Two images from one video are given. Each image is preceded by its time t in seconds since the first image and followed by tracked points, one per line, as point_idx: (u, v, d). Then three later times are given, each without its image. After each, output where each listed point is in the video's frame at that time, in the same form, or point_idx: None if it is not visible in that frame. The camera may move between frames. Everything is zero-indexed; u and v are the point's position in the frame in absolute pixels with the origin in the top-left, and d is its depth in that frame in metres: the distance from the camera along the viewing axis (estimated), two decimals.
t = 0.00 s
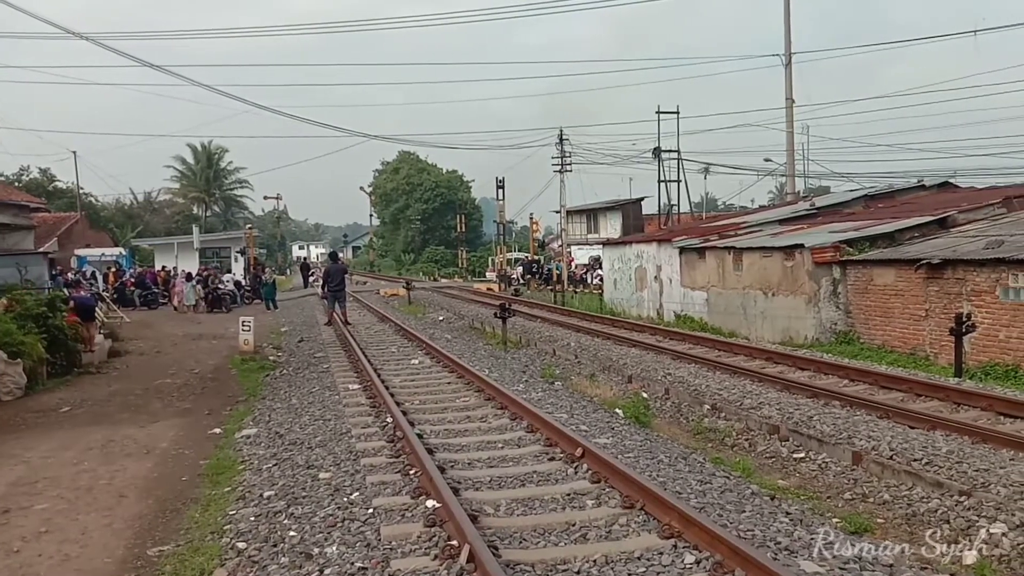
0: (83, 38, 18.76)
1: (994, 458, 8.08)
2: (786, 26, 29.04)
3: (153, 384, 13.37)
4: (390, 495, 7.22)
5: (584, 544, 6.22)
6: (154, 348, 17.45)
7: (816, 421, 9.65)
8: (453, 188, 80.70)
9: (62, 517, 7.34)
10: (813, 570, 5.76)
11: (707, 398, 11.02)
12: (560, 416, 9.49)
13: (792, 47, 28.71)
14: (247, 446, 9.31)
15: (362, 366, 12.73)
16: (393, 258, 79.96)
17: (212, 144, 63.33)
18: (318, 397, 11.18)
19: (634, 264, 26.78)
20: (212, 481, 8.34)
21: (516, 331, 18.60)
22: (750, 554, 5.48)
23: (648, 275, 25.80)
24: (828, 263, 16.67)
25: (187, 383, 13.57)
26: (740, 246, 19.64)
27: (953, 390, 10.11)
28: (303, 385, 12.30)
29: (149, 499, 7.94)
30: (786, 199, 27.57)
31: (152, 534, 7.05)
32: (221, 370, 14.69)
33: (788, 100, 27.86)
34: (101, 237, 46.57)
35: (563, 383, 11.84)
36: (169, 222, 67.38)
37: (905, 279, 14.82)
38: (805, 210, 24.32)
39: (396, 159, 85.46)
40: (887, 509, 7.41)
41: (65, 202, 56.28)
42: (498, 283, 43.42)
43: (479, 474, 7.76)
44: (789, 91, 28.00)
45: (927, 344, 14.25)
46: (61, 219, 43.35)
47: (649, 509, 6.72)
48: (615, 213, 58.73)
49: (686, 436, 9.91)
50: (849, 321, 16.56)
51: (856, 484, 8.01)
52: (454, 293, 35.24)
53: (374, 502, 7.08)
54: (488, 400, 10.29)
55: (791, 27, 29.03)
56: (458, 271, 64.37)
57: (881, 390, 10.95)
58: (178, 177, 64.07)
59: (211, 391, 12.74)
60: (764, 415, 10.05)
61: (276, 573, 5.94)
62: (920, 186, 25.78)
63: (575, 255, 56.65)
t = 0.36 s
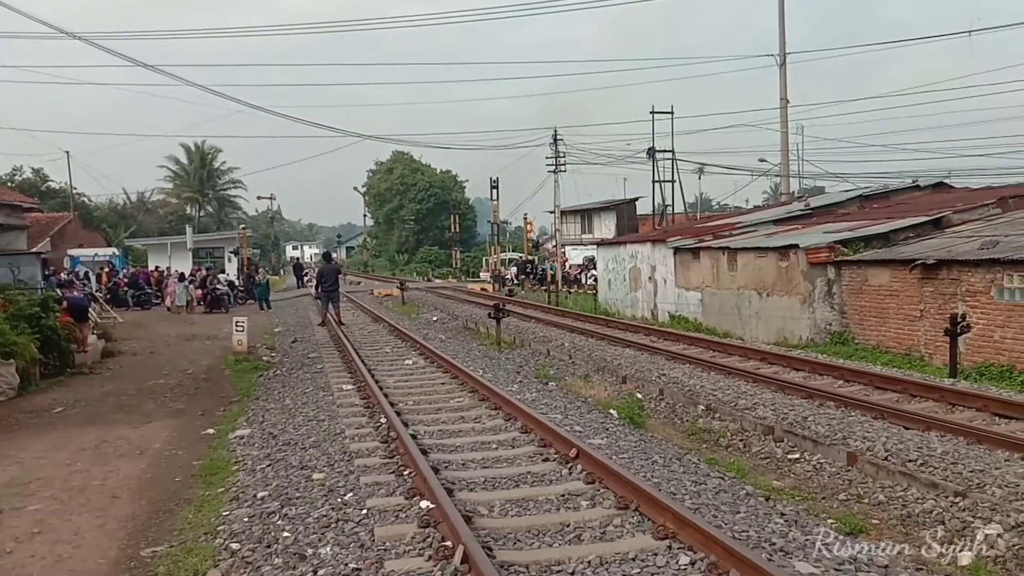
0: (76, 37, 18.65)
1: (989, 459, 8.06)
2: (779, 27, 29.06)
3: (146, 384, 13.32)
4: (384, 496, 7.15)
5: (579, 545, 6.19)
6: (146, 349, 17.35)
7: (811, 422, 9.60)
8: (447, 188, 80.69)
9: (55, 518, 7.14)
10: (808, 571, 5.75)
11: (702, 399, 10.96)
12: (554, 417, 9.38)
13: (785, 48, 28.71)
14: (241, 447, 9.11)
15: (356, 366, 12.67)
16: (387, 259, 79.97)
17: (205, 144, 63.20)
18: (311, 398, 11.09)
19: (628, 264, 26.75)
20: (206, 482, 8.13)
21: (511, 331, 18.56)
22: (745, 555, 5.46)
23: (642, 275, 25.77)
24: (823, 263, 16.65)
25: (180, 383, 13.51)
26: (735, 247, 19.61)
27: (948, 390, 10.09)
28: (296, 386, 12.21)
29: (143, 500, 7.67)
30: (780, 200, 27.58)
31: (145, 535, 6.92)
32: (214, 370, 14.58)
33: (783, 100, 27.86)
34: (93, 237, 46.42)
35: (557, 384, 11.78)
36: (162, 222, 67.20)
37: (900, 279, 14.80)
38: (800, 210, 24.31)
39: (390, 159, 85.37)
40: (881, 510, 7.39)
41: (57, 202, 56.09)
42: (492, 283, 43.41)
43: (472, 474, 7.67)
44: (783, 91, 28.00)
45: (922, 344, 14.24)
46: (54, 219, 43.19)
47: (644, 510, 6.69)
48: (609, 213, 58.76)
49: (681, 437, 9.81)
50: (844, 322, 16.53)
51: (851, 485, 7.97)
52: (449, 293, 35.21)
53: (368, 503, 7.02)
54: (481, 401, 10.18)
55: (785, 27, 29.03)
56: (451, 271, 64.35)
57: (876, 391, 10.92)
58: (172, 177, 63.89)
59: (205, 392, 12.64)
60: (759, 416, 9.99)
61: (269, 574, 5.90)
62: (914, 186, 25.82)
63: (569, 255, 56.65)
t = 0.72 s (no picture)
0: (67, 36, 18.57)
1: (984, 459, 8.04)
2: (772, 27, 29.09)
3: (139, 384, 13.25)
4: (377, 496, 7.10)
5: (573, 545, 6.16)
6: (138, 349, 17.26)
7: (805, 422, 9.57)
8: (440, 188, 80.63)
9: (47, 518, 7.02)
10: (802, 572, 5.73)
11: (696, 399, 10.93)
12: (547, 417, 9.30)
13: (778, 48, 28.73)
14: (233, 447, 9.03)
15: (348, 366, 12.63)
16: (380, 259, 79.97)
17: (198, 144, 63.05)
18: (303, 398, 11.02)
19: (621, 264, 26.73)
20: (198, 482, 8.05)
21: (504, 331, 18.53)
22: (739, 556, 5.45)
23: (635, 275, 25.74)
24: (817, 263, 16.66)
25: (173, 383, 13.44)
26: (728, 247, 19.60)
27: (941, 390, 10.08)
28: (288, 386, 12.12)
29: (136, 501, 7.58)
30: (774, 200, 27.61)
31: (138, 535, 6.83)
32: (207, 370, 14.51)
33: (776, 100, 27.87)
34: (85, 237, 46.23)
35: (550, 384, 11.73)
36: (154, 222, 66.99)
37: (894, 279, 14.81)
38: (793, 210, 24.34)
39: (383, 159, 85.29)
40: (875, 511, 7.37)
41: (49, 202, 55.89)
42: (485, 283, 43.38)
43: (465, 475, 7.59)
44: (777, 91, 28.01)
45: (915, 344, 14.25)
46: (45, 219, 43.01)
47: (638, 511, 6.65)
48: (603, 213, 58.76)
49: (674, 437, 9.73)
50: (837, 322, 16.53)
51: (845, 485, 7.93)
52: (441, 294, 35.18)
53: (361, 504, 6.97)
54: (474, 401, 10.10)
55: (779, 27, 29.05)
56: (444, 271, 64.33)
57: (870, 391, 10.90)
58: (164, 177, 63.70)
59: (197, 392, 12.55)
60: (753, 416, 9.95)
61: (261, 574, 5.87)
62: (907, 186, 25.87)
63: (562, 255, 56.64)
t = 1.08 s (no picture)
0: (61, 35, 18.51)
1: (976, 459, 8.04)
2: (767, 27, 29.11)
3: (133, 385, 13.22)
4: (370, 497, 7.09)
5: (565, 546, 6.16)
6: (132, 349, 17.23)
7: (798, 422, 9.56)
8: (435, 188, 80.57)
9: (39, 519, 7.00)
10: (794, 572, 5.71)
11: (689, 399, 10.92)
12: (541, 418, 9.29)
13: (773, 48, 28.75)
14: (225, 448, 9.01)
15: (342, 366, 12.62)
16: (374, 259, 79.95)
17: (192, 144, 62.99)
18: (296, 399, 10.99)
19: (616, 264, 26.73)
20: (190, 483, 8.03)
21: (498, 331, 18.53)
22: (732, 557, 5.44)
23: (629, 275, 25.74)
24: (811, 263, 16.67)
25: (166, 383, 13.41)
26: (722, 247, 19.60)
27: (935, 390, 10.08)
28: (281, 387, 12.10)
29: (128, 501, 7.57)
30: (768, 200, 27.63)
31: (130, 536, 6.82)
32: (201, 371, 14.48)
33: (771, 100, 27.90)
34: (79, 237, 46.16)
35: (543, 384, 11.72)
36: (149, 222, 66.82)
37: (888, 279, 14.83)
38: (788, 210, 24.34)
39: (379, 159, 85.23)
40: (868, 511, 7.37)
41: (44, 202, 55.75)
42: (480, 283, 43.34)
43: (458, 475, 7.58)
44: (772, 91, 28.03)
45: (909, 344, 14.27)
46: (40, 219, 42.95)
47: (631, 511, 6.64)
48: (597, 213, 58.73)
49: (667, 437, 9.71)
50: (831, 322, 16.53)
51: (838, 485, 7.93)
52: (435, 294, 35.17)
53: (353, 504, 6.96)
54: (468, 401, 10.08)
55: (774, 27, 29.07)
56: (438, 270, 64.29)
57: (863, 391, 10.90)
58: (158, 177, 63.63)
59: (191, 392, 12.51)
60: (746, 416, 9.95)
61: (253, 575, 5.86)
62: (902, 186, 25.90)
63: (556, 255, 56.65)
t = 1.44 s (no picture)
0: (59, 37, 18.56)
1: (971, 458, 8.04)
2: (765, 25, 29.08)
3: (129, 385, 13.25)
4: (362, 498, 7.12)
5: (557, 546, 6.18)
6: (128, 350, 17.27)
7: (793, 421, 9.57)
8: (433, 187, 80.56)
9: (34, 519, 7.05)
10: (786, 572, 5.69)
11: (683, 398, 10.93)
12: (535, 417, 9.31)
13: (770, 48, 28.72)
14: (220, 448, 9.03)
15: (338, 366, 12.66)
16: (372, 258, 80.02)
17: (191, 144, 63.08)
18: (292, 399, 11.01)
19: (613, 263, 26.73)
20: (184, 483, 8.06)
21: (494, 331, 18.56)
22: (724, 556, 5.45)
23: (626, 274, 25.75)
24: (806, 262, 16.67)
25: (162, 383, 13.44)
26: (718, 246, 19.60)
27: (930, 389, 10.08)
28: (277, 387, 12.12)
29: (122, 501, 7.61)
30: (765, 199, 27.59)
31: (123, 536, 6.86)
32: (196, 371, 14.53)
33: (769, 99, 27.88)
34: (77, 237, 46.20)
35: (539, 384, 11.75)
36: (147, 222, 66.82)
37: (884, 277, 14.83)
38: (785, 209, 24.33)
39: (377, 158, 85.28)
40: (862, 511, 7.36)
41: (42, 202, 55.81)
42: (476, 283, 43.33)
43: (452, 475, 7.60)
44: (769, 89, 28.01)
45: (905, 343, 14.27)
46: (38, 219, 43.03)
47: (624, 511, 6.65)
48: (595, 212, 58.66)
49: (662, 437, 9.71)
50: (827, 321, 16.54)
51: (832, 484, 7.93)
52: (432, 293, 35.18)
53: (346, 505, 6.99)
54: (463, 401, 10.09)
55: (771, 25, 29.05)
56: (435, 270, 64.25)
57: (858, 390, 10.90)
58: (156, 177, 63.76)
59: (187, 392, 12.54)
60: (741, 415, 9.96)
61: None
62: (901, 185, 25.87)
63: (553, 254, 56.64)
